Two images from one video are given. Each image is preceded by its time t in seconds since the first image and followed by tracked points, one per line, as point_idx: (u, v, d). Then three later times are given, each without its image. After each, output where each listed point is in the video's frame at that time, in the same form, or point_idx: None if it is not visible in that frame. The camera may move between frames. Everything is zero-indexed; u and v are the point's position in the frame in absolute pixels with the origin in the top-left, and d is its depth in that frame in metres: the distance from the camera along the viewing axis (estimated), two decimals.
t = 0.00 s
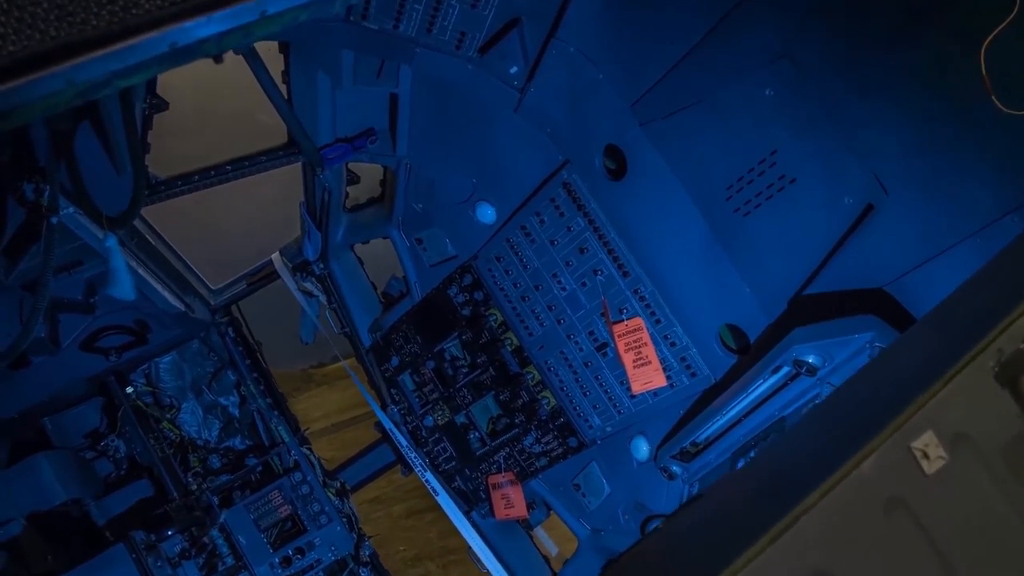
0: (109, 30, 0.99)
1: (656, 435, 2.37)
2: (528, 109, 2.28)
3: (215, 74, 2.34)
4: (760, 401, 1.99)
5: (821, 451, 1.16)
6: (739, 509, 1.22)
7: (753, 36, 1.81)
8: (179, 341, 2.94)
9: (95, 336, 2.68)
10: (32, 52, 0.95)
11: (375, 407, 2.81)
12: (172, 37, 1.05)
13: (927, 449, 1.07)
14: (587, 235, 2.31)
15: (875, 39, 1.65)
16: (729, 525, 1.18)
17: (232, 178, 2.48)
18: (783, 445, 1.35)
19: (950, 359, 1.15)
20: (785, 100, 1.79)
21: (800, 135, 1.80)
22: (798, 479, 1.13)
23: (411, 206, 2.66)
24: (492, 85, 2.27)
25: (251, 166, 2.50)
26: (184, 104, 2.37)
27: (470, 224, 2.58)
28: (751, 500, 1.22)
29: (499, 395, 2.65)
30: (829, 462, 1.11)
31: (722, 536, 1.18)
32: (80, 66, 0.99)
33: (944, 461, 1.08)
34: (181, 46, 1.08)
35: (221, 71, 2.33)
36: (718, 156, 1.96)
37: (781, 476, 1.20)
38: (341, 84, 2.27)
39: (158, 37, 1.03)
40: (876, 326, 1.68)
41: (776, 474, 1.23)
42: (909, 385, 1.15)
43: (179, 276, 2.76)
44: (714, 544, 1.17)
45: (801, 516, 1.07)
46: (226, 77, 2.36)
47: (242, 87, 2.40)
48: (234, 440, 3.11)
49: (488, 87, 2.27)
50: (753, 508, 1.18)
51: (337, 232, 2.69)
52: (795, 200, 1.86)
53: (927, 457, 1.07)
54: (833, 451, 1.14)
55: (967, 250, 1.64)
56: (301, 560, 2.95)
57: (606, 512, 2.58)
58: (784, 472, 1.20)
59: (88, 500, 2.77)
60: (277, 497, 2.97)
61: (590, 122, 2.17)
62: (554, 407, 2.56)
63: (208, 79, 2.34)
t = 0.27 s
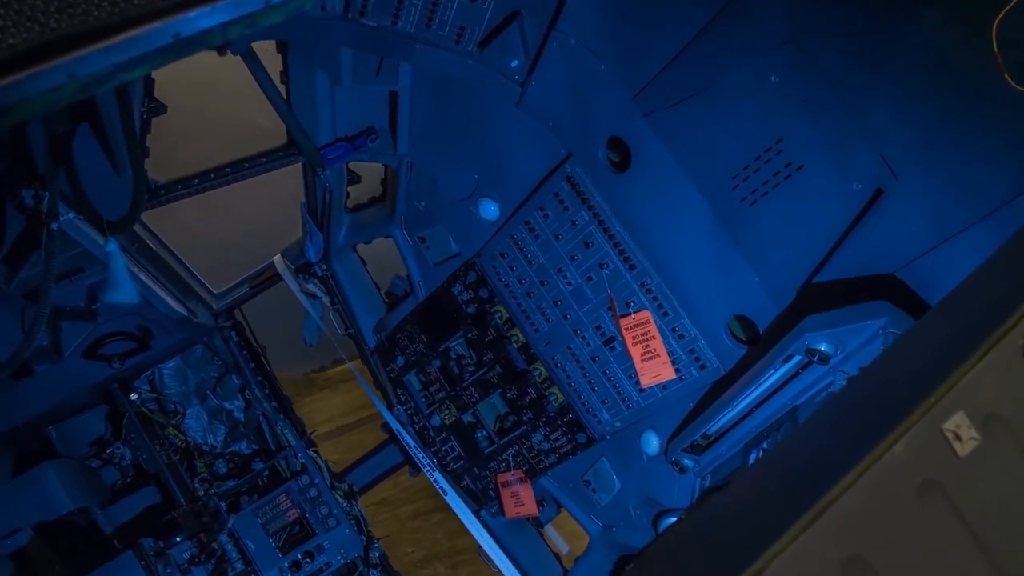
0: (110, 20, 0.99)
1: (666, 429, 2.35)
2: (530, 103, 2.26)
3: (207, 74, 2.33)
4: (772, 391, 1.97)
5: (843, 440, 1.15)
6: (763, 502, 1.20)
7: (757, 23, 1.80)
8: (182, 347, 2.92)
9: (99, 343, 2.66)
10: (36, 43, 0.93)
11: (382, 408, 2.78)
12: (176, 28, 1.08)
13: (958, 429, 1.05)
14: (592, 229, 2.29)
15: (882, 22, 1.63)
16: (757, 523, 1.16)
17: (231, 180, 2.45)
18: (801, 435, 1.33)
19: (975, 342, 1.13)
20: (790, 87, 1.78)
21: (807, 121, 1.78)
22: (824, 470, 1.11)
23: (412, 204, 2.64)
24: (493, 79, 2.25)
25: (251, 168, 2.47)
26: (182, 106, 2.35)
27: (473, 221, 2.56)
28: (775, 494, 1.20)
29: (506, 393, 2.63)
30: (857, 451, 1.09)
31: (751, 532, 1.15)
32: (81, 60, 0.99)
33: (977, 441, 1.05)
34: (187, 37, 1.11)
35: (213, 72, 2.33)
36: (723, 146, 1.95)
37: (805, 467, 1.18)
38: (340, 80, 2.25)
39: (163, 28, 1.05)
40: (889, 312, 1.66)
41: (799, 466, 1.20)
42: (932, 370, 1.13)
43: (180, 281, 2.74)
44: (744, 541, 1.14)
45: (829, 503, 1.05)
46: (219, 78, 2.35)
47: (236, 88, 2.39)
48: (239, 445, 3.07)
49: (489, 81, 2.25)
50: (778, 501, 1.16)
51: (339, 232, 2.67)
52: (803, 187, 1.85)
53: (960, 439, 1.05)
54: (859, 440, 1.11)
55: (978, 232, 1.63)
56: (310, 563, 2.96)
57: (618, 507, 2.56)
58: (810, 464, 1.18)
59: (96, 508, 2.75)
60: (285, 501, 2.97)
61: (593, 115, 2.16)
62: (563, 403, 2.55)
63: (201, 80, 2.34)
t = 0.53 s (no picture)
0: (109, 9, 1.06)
1: (678, 420, 2.33)
2: (531, 96, 2.24)
3: (202, 72, 2.31)
4: (784, 380, 1.96)
5: (867, 422, 1.13)
6: (782, 482, 1.18)
7: (762, 6, 1.76)
8: (187, 352, 2.90)
9: (102, 350, 2.64)
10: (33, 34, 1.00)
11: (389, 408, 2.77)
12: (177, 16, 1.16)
13: (995, 405, 1.06)
14: (598, 221, 2.28)
15: None
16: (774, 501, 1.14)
17: (231, 182, 2.43)
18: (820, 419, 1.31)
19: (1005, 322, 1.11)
20: (796, 71, 1.76)
21: (815, 103, 1.75)
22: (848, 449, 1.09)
23: (415, 202, 2.62)
24: (494, 73, 2.23)
25: (251, 169, 2.45)
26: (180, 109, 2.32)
27: (477, 217, 2.54)
28: (794, 472, 1.17)
29: (515, 389, 2.61)
30: (882, 431, 1.06)
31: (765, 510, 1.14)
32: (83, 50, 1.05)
33: (1015, 417, 1.07)
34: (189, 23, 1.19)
35: (208, 68, 2.31)
36: (729, 132, 1.93)
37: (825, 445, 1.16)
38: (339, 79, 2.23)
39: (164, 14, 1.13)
40: (901, 296, 1.64)
41: (820, 445, 1.18)
42: (960, 352, 1.11)
43: (183, 285, 2.72)
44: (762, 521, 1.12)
45: (872, 487, 0.99)
46: (214, 74, 2.33)
47: (231, 83, 2.37)
48: (246, 451, 3.03)
49: (490, 75, 2.24)
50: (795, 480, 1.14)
51: (341, 234, 2.65)
52: (811, 171, 1.83)
53: (1000, 415, 1.06)
54: (886, 419, 1.08)
55: (992, 212, 1.61)
56: (322, 566, 2.96)
57: (630, 501, 2.54)
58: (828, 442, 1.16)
59: (103, 517, 2.75)
60: (294, 505, 2.95)
61: (595, 106, 2.14)
62: (572, 398, 2.52)
63: (196, 78, 2.32)
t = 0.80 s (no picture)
0: None
1: (688, 413, 2.32)
2: (532, 89, 2.23)
3: (196, 71, 2.36)
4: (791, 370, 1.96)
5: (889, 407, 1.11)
6: (799, 471, 1.16)
7: None
8: (190, 357, 2.87)
9: (106, 357, 2.64)
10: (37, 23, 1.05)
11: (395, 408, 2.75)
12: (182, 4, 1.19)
13: None
14: (602, 214, 2.26)
15: None
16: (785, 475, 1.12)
17: (232, 184, 2.40)
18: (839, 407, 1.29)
19: None
20: (801, 56, 1.75)
21: (820, 87, 1.74)
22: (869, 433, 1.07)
23: (417, 199, 2.60)
24: (495, 67, 2.22)
25: (251, 171, 2.42)
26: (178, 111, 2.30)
27: (479, 213, 2.52)
28: (810, 459, 1.16)
29: (522, 386, 2.59)
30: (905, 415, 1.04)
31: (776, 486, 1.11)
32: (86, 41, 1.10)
33: None
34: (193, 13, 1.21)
35: (202, 66, 2.36)
36: (735, 120, 1.91)
37: (838, 426, 1.14)
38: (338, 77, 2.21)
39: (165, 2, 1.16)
40: (912, 280, 1.62)
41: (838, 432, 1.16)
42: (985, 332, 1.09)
43: (185, 290, 2.70)
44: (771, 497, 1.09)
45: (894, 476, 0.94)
46: (208, 74, 2.39)
47: (225, 83, 2.43)
48: (252, 455, 3.02)
49: (490, 69, 2.22)
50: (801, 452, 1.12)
51: (343, 234, 2.64)
52: (819, 157, 1.82)
53: None
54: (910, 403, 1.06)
55: (1006, 191, 1.58)
56: (332, 570, 2.94)
57: (641, 496, 2.52)
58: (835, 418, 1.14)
59: (110, 525, 2.72)
60: (302, 507, 2.92)
61: (598, 98, 2.13)
62: (580, 393, 2.51)
63: (190, 77, 2.37)
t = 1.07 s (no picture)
0: None
1: (697, 404, 2.31)
2: (533, 82, 2.21)
3: (195, 70, 2.26)
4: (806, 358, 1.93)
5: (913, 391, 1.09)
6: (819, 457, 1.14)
7: None
8: (194, 362, 2.85)
9: (109, 363, 2.65)
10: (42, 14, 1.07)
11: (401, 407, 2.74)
12: None
13: None
14: (607, 206, 2.24)
15: None
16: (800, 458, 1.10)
17: (233, 186, 2.39)
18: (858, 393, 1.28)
19: None
20: (806, 40, 1.73)
21: (827, 70, 1.72)
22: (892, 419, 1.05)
23: (419, 196, 2.57)
24: (496, 60, 2.20)
25: (251, 172, 2.42)
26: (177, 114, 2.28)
27: (483, 209, 2.50)
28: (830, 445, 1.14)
29: (529, 382, 2.58)
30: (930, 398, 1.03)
31: (793, 469, 1.10)
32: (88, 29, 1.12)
33: None
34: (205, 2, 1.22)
35: (201, 65, 2.26)
36: (739, 107, 1.90)
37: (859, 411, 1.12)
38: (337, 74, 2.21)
39: None
40: (925, 263, 1.61)
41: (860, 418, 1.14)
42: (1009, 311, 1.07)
43: (187, 294, 2.67)
44: (787, 477, 1.08)
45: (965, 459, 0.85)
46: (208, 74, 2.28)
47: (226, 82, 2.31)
48: (259, 458, 2.99)
49: (490, 62, 2.21)
50: (819, 433, 1.10)
51: (347, 230, 2.62)
52: (825, 142, 1.80)
53: None
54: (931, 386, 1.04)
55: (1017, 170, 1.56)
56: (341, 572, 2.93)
57: (652, 489, 2.50)
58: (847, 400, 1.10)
59: (118, 532, 2.71)
60: (309, 510, 2.92)
61: (600, 88, 2.11)
62: (588, 387, 2.49)
63: (189, 77, 2.26)
